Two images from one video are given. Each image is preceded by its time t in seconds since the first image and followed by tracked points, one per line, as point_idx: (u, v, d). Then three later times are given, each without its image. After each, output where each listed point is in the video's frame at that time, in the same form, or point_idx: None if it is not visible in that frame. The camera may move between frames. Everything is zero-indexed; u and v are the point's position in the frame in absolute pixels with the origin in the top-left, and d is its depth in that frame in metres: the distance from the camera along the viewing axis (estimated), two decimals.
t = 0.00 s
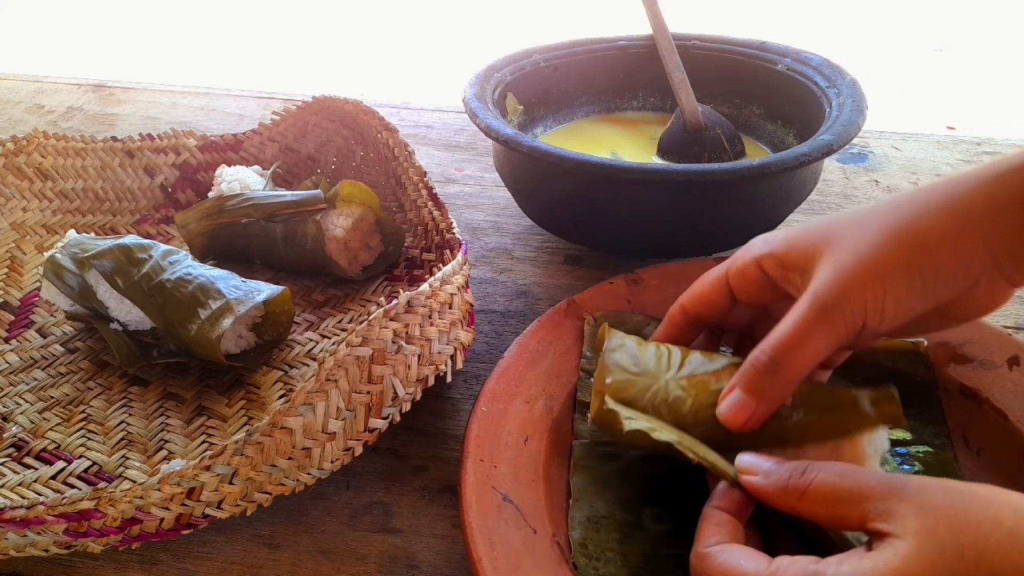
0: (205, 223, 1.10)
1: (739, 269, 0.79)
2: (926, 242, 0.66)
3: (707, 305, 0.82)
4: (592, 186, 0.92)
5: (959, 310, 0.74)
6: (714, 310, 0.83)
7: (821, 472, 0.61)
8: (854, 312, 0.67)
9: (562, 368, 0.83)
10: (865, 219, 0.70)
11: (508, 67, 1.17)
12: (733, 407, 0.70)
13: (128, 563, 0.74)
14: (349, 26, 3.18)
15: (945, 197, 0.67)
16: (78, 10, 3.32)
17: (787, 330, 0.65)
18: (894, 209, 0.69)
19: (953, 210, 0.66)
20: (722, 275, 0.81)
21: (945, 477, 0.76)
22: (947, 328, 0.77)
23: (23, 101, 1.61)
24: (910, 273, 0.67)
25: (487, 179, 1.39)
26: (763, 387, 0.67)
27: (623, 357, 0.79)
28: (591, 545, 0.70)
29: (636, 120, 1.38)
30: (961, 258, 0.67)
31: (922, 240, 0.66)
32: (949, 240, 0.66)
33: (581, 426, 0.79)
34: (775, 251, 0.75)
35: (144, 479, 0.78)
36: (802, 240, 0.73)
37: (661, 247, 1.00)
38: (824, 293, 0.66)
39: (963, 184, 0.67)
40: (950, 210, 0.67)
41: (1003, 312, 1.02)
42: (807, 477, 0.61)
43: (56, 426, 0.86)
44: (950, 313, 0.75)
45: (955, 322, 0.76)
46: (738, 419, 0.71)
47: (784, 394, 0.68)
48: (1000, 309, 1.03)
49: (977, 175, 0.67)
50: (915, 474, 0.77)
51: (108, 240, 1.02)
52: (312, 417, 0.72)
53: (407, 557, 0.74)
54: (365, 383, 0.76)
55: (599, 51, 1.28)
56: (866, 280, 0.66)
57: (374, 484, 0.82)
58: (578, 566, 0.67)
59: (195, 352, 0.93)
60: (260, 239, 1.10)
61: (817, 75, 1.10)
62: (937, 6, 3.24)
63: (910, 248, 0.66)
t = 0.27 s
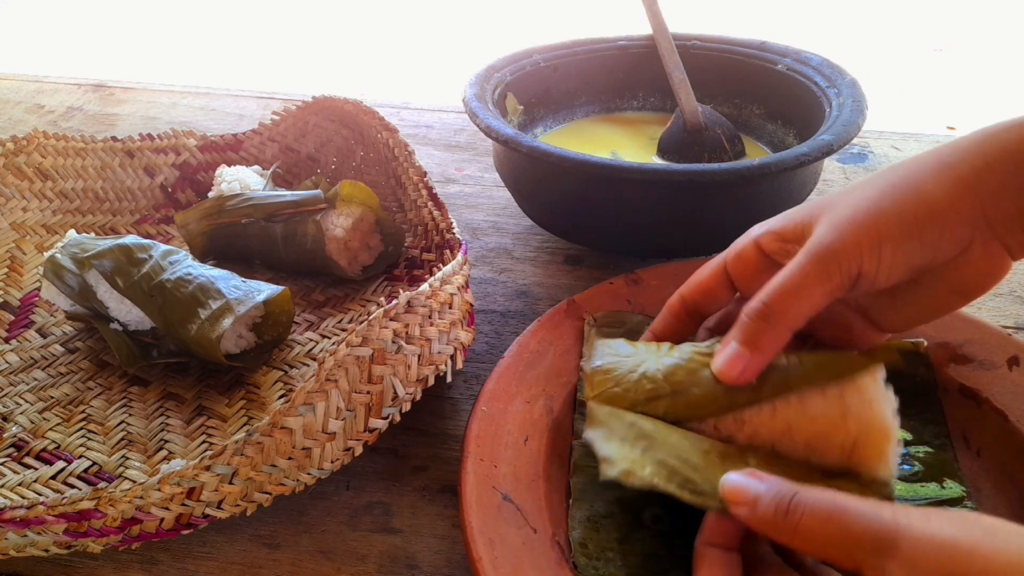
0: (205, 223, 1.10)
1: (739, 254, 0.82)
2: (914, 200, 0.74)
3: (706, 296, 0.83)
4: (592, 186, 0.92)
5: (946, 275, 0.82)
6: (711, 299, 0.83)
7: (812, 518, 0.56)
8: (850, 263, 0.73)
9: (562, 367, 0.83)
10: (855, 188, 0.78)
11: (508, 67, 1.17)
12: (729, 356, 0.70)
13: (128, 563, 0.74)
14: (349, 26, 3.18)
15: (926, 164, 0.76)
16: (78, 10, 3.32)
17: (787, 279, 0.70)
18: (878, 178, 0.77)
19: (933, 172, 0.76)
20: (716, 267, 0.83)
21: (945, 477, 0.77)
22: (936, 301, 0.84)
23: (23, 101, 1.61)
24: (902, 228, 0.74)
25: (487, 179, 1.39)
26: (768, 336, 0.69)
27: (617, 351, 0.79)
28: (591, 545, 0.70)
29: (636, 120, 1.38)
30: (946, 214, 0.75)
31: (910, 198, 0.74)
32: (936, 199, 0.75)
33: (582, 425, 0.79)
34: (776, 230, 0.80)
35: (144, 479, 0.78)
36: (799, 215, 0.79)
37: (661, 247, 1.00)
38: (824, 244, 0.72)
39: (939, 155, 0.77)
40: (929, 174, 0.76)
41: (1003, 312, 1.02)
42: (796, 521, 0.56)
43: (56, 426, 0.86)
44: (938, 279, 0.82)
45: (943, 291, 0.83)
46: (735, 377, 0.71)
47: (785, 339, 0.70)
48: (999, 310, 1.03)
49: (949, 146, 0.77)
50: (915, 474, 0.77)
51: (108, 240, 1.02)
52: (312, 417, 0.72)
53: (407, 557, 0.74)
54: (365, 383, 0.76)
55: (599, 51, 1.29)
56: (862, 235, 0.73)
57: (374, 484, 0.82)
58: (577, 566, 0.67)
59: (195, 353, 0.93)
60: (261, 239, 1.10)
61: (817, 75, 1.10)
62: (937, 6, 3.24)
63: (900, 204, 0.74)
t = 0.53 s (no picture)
0: (205, 223, 1.10)
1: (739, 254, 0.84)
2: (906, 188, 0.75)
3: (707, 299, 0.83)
4: (592, 186, 0.92)
5: (951, 270, 0.80)
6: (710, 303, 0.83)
7: (794, 558, 0.52)
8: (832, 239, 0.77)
9: (562, 368, 0.83)
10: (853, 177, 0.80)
11: (508, 67, 1.17)
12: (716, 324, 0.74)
13: (128, 563, 0.74)
14: (349, 26, 3.18)
15: (923, 156, 0.77)
16: (78, 9, 3.32)
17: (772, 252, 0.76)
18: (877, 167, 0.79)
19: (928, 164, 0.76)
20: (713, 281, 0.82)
21: (945, 476, 0.77)
22: (941, 298, 0.83)
23: (23, 101, 1.61)
24: (890, 216, 0.75)
25: (487, 179, 1.39)
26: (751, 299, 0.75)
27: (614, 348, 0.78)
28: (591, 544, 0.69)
29: (636, 120, 1.38)
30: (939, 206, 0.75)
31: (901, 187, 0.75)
32: (931, 190, 0.75)
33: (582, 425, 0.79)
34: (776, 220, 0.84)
35: (144, 479, 0.78)
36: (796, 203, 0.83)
37: (661, 247, 1.00)
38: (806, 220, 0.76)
39: (939, 148, 0.77)
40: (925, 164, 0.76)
41: (1003, 312, 1.02)
42: (780, 563, 0.53)
43: (56, 426, 0.86)
44: (943, 276, 0.81)
45: (950, 288, 0.82)
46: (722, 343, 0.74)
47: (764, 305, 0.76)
48: (1000, 310, 1.03)
49: (954, 139, 0.77)
50: (915, 474, 0.78)
51: (108, 240, 1.02)
52: (312, 417, 0.72)
53: (407, 557, 0.74)
54: (365, 383, 0.76)
55: (599, 51, 1.29)
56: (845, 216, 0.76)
57: (374, 484, 0.82)
58: (577, 566, 0.67)
59: (195, 352, 0.93)
60: (260, 239, 1.10)
61: (817, 75, 1.10)
62: (937, 6, 3.24)
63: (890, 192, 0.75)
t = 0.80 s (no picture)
0: (205, 223, 1.10)
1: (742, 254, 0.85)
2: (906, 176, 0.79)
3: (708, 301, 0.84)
4: (592, 186, 0.92)
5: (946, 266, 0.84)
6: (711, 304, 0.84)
7: (799, 567, 0.53)
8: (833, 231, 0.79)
9: (562, 368, 0.83)
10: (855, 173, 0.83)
11: (508, 68, 1.17)
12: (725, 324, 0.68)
13: (128, 563, 0.74)
14: (349, 26, 3.18)
15: (920, 149, 0.81)
16: (78, 9, 3.31)
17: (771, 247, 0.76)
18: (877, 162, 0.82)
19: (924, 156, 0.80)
20: (716, 267, 0.82)
21: (945, 476, 0.76)
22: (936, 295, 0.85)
23: (23, 101, 1.61)
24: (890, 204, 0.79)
25: (487, 179, 1.39)
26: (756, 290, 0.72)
27: (621, 332, 0.83)
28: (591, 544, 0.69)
29: (636, 120, 1.38)
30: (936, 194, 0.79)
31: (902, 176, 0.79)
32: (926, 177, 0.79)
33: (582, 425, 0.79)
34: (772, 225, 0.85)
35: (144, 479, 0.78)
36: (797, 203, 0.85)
37: (662, 247, 1.00)
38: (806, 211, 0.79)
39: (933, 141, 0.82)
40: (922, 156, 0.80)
41: (1003, 312, 1.02)
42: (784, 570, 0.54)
43: (56, 426, 0.86)
44: (940, 272, 0.84)
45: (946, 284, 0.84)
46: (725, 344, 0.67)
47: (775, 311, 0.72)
48: (1000, 310, 1.03)
49: (948, 134, 0.81)
50: (914, 474, 0.78)
51: (108, 240, 1.02)
52: (312, 417, 0.72)
53: (407, 557, 0.74)
54: (365, 383, 0.76)
55: (599, 51, 1.29)
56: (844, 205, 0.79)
57: (374, 484, 0.82)
58: (577, 566, 0.67)
59: (195, 352, 0.93)
60: (260, 239, 1.10)
61: (817, 75, 1.10)
62: (937, 6, 3.24)
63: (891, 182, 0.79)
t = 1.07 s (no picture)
0: (205, 223, 1.10)
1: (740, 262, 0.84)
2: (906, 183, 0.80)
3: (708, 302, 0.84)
4: (592, 186, 0.92)
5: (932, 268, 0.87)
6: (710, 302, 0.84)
7: None
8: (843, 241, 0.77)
9: (562, 368, 0.83)
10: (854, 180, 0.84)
11: (508, 68, 1.17)
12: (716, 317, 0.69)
13: (128, 563, 0.74)
14: (349, 26, 3.18)
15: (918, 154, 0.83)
16: (78, 10, 3.32)
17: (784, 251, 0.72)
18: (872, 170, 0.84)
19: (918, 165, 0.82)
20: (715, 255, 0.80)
21: (945, 476, 0.77)
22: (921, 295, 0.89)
23: (23, 101, 1.61)
24: (896, 212, 0.79)
25: (487, 179, 1.39)
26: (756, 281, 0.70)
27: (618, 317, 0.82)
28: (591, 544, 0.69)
29: (636, 120, 1.38)
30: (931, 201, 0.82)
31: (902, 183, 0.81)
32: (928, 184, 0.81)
33: (582, 425, 0.79)
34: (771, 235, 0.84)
35: (144, 479, 0.78)
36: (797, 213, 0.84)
37: (662, 247, 1.00)
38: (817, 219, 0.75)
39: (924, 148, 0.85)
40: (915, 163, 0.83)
41: (1003, 312, 1.02)
42: None
43: (56, 426, 0.86)
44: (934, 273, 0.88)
45: (932, 286, 0.88)
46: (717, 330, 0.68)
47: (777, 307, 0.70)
48: (1000, 310, 1.03)
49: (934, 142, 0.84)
50: (914, 474, 0.78)
51: (108, 240, 1.02)
52: (312, 417, 0.72)
53: (407, 557, 0.74)
54: (364, 383, 0.76)
55: (599, 51, 1.29)
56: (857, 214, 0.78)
57: (374, 484, 0.82)
58: (577, 566, 0.67)
59: (195, 352, 0.93)
60: (260, 239, 1.10)
61: (817, 75, 1.10)
62: (937, 6, 3.24)
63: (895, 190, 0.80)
